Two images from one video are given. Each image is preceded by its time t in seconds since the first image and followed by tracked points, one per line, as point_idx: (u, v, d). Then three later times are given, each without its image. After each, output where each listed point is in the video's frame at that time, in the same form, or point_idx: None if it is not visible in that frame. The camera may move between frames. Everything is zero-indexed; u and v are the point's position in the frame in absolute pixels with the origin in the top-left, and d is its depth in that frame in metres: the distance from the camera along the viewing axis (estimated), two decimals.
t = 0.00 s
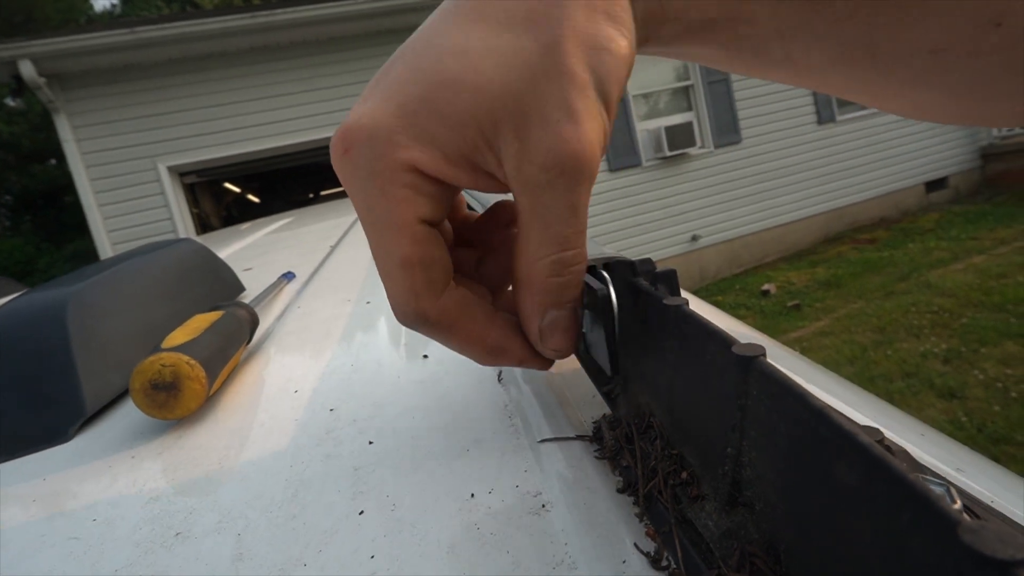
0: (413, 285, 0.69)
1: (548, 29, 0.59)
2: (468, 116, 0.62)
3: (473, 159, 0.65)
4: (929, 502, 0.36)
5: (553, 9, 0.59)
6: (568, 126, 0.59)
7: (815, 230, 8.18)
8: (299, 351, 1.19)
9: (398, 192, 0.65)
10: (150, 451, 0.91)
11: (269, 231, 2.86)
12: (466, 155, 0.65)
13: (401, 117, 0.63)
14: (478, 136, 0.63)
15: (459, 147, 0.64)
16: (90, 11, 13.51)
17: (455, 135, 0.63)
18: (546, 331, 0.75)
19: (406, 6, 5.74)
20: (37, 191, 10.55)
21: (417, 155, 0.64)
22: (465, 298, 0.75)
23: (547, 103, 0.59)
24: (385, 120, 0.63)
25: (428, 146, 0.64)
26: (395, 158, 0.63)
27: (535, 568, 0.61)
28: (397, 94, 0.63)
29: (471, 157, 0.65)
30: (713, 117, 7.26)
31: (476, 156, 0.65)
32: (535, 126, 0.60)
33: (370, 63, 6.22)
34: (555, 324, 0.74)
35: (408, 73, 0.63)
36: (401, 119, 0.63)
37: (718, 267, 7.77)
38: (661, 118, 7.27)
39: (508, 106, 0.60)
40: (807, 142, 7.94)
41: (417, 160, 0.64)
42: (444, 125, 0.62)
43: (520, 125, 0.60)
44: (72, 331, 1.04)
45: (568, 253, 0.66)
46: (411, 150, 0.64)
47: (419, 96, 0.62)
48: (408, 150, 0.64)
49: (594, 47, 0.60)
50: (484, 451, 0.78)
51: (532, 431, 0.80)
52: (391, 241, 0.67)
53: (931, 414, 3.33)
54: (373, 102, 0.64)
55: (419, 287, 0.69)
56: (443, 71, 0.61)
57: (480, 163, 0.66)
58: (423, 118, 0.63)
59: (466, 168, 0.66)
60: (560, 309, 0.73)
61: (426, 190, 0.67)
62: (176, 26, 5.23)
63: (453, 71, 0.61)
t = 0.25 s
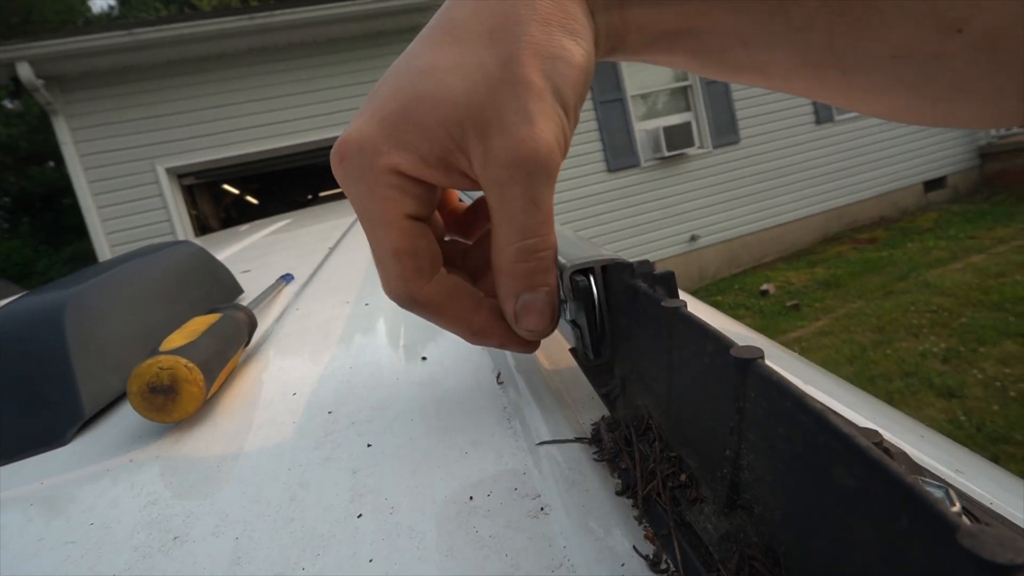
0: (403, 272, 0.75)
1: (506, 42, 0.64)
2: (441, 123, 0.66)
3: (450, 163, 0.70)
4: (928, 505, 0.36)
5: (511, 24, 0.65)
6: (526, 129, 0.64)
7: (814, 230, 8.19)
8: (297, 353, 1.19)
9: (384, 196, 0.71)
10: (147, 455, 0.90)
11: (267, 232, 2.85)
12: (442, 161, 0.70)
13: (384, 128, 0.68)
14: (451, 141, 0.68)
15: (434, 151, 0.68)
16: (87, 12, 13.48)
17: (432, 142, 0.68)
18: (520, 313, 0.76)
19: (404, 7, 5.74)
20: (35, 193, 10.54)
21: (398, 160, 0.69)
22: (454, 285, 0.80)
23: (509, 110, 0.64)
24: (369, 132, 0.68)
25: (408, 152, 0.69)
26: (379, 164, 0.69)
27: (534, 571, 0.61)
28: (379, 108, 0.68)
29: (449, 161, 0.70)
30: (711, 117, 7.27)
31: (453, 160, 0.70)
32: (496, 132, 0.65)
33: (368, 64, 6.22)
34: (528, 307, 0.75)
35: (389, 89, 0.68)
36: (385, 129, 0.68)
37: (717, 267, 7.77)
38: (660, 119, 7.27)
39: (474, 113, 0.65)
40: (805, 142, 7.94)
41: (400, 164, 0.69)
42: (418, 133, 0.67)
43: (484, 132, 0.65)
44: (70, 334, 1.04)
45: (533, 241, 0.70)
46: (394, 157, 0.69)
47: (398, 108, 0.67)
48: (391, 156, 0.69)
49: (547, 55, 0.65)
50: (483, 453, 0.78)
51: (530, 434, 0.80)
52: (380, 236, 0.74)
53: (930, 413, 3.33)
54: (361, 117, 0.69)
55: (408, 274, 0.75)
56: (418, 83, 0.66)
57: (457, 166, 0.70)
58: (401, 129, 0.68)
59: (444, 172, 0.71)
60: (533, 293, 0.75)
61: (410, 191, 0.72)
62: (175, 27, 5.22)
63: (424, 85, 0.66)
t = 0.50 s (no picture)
0: (406, 267, 0.79)
1: (502, 64, 0.65)
2: (444, 140, 0.67)
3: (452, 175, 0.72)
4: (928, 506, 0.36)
5: (505, 45, 0.65)
6: (518, 148, 0.67)
7: (813, 228, 8.19)
8: (298, 353, 1.19)
9: (387, 204, 0.73)
10: (149, 456, 0.90)
11: (266, 232, 2.85)
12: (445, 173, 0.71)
13: (392, 145, 0.68)
14: (453, 158, 0.69)
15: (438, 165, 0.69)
16: (85, 13, 13.46)
17: (436, 158, 0.69)
18: (504, 290, 0.82)
19: (403, 6, 5.74)
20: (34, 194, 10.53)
21: (406, 173, 0.70)
22: (448, 274, 0.84)
23: (506, 131, 0.66)
24: (379, 147, 0.69)
25: (412, 165, 0.70)
26: (389, 178, 0.70)
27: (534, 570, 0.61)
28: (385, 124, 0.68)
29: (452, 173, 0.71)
30: (710, 115, 7.27)
31: (454, 172, 0.71)
32: (493, 150, 0.67)
33: (367, 63, 6.21)
34: (511, 286, 0.81)
35: (392, 105, 0.68)
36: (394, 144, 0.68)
37: (716, 266, 7.77)
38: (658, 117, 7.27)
39: (475, 134, 0.67)
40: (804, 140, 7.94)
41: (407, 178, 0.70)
42: (424, 148, 0.68)
43: (481, 149, 0.67)
44: (69, 335, 1.04)
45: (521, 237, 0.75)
46: (401, 171, 0.70)
47: (403, 124, 0.67)
48: (398, 170, 0.70)
49: (536, 78, 0.65)
50: (482, 453, 0.79)
51: (530, 433, 0.80)
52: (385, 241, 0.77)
53: (930, 411, 3.34)
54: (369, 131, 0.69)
55: (411, 270, 0.79)
56: (421, 101, 0.66)
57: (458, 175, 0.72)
58: (408, 143, 0.68)
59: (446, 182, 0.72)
60: (516, 274, 0.76)
61: (417, 200, 0.74)
62: (173, 27, 5.21)
63: (426, 105, 0.66)
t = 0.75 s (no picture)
0: (399, 234, 0.76)
1: (542, 50, 0.68)
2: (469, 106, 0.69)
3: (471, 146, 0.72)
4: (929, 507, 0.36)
5: (546, 33, 0.69)
6: (536, 126, 0.68)
7: (814, 227, 8.18)
8: (297, 353, 1.18)
9: (400, 161, 0.73)
10: (147, 456, 0.90)
11: (267, 232, 2.85)
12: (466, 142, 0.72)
13: (422, 104, 0.70)
14: (475, 126, 0.70)
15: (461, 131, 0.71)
16: (86, 13, 13.45)
17: (460, 123, 0.70)
18: (474, 272, 0.77)
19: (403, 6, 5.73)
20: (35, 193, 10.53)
21: (426, 132, 0.71)
22: (436, 256, 0.82)
23: (530, 107, 0.68)
24: (409, 101, 0.70)
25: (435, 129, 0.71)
26: (409, 134, 0.71)
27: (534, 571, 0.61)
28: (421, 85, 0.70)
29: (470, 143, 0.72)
30: (710, 116, 7.22)
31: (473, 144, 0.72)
32: (513, 125, 0.68)
33: (367, 63, 6.21)
34: (485, 267, 0.76)
35: (431, 67, 0.71)
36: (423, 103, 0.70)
37: (717, 265, 7.76)
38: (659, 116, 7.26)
39: (499, 105, 0.68)
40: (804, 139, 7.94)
41: (428, 137, 0.71)
42: (450, 111, 0.69)
43: (502, 123, 0.69)
44: (69, 334, 1.04)
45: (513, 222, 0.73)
46: (424, 131, 0.71)
47: (437, 87, 0.69)
48: (421, 129, 0.71)
49: (569, 72, 0.69)
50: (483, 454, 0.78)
51: (530, 434, 0.80)
52: (384, 191, 0.75)
53: (931, 410, 3.33)
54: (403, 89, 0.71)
55: (403, 236, 0.76)
56: (456, 67, 0.69)
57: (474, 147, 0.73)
58: (439, 106, 0.69)
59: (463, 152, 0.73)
60: (496, 256, 0.76)
61: (431, 166, 0.74)
62: (173, 27, 5.20)
63: (464, 69, 0.68)
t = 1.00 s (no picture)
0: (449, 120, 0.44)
1: None
2: None
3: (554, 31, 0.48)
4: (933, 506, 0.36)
5: None
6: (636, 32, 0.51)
7: (816, 231, 8.18)
8: (300, 356, 1.19)
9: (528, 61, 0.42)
10: (151, 458, 0.90)
11: (269, 236, 2.86)
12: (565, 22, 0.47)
13: None
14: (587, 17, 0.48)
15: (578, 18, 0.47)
16: (90, 20, 13.56)
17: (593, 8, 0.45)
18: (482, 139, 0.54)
19: (406, 11, 5.75)
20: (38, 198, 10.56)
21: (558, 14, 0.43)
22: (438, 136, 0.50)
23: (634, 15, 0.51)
24: None
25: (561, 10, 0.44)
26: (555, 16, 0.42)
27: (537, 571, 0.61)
28: None
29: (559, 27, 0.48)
30: (713, 119, 7.28)
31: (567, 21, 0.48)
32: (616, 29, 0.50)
33: (370, 68, 6.23)
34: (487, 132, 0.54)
35: None
36: None
37: (720, 269, 7.75)
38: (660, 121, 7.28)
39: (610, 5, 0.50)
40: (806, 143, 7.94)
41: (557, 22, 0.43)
42: None
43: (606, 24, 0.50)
44: (72, 337, 1.04)
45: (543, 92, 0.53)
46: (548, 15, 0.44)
47: None
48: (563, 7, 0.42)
49: None
50: (486, 455, 0.79)
51: (533, 435, 0.81)
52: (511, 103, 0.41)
53: (934, 415, 3.32)
54: None
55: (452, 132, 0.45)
56: None
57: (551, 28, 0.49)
58: None
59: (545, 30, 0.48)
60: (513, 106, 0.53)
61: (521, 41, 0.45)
62: (177, 32, 5.23)
63: None
